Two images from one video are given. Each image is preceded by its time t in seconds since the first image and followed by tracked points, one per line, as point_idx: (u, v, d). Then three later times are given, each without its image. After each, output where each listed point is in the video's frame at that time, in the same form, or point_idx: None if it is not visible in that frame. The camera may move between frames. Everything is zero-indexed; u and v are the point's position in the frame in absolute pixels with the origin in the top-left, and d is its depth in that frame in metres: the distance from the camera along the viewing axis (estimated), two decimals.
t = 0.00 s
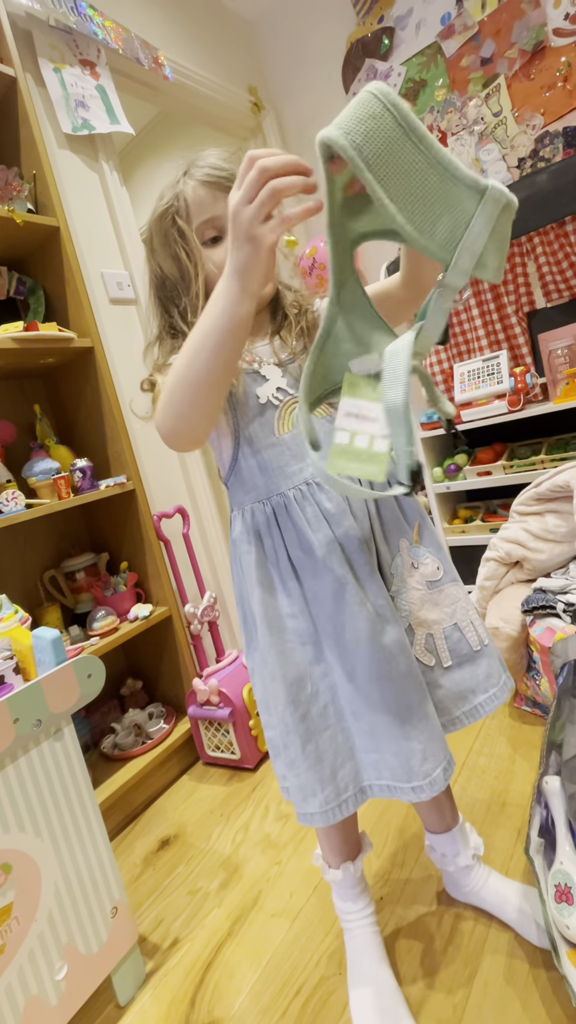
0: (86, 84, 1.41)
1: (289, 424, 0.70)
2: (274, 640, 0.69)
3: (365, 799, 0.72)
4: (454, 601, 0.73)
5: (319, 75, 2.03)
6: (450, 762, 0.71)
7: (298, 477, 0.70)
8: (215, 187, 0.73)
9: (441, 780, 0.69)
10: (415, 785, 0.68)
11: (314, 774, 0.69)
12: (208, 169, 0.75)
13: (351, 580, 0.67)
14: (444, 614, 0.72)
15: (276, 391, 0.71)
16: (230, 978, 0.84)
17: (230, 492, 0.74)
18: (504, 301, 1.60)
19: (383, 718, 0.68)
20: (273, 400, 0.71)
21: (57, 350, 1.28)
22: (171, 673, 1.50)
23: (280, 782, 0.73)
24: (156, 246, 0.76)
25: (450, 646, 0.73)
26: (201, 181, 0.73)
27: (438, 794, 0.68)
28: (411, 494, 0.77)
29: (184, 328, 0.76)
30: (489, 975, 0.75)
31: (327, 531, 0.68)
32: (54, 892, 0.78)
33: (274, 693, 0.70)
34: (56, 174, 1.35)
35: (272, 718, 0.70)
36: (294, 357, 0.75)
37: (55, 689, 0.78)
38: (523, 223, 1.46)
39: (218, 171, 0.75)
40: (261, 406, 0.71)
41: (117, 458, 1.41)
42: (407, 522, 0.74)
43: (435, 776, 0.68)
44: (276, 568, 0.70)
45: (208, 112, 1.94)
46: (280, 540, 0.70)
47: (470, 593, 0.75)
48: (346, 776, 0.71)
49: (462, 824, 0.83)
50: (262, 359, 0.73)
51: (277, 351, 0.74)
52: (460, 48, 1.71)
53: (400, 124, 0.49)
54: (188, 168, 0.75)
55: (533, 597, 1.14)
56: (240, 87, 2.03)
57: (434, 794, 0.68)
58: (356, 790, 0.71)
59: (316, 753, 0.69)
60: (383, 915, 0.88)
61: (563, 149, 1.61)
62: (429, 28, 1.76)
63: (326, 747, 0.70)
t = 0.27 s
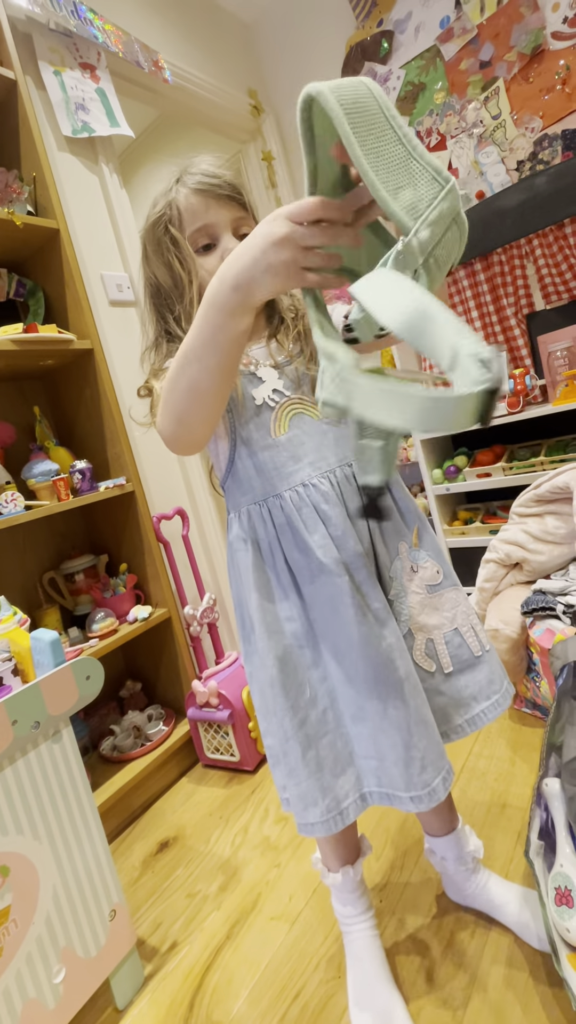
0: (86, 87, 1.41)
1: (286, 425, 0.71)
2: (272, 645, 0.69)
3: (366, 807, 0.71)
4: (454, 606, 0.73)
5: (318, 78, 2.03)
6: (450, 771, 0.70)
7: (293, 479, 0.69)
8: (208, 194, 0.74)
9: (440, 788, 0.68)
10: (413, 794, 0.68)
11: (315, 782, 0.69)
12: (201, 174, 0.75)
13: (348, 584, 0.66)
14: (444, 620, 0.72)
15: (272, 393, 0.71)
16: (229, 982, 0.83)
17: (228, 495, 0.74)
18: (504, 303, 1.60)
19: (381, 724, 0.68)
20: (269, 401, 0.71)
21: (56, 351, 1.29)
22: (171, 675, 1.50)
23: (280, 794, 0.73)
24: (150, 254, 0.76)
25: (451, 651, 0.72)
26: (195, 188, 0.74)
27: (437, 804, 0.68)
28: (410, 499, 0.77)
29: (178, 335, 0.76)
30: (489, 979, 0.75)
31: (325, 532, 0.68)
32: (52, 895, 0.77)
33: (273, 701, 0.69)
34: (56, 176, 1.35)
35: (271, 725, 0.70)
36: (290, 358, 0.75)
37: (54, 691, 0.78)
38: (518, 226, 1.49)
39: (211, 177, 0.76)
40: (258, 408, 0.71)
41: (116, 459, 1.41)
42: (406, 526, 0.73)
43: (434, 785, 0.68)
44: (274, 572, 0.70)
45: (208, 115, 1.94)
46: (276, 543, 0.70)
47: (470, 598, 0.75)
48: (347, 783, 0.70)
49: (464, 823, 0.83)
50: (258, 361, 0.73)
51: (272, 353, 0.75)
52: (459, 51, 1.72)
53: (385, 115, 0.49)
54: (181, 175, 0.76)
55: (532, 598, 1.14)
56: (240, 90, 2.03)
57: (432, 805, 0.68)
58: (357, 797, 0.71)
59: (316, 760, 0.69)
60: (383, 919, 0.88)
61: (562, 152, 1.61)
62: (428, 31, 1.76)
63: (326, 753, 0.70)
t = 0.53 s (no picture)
0: (87, 89, 1.42)
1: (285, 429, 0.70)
2: (269, 648, 0.69)
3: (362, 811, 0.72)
4: (452, 618, 0.73)
5: (319, 81, 2.04)
6: (440, 786, 0.69)
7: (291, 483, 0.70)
8: (208, 196, 0.73)
9: (431, 804, 0.67)
10: (405, 808, 0.67)
11: (311, 785, 0.69)
12: (201, 176, 0.75)
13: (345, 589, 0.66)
14: (441, 632, 0.72)
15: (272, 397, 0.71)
16: (230, 985, 0.83)
17: (226, 496, 0.73)
18: (504, 305, 1.61)
19: (375, 734, 0.67)
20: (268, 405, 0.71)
21: (57, 353, 1.29)
22: (171, 678, 1.49)
23: (275, 797, 0.73)
24: (151, 256, 0.77)
25: (446, 665, 0.72)
26: (195, 191, 0.73)
27: (429, 817, 0.67)
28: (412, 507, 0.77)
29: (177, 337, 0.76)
30: (492, 982, 0.75)
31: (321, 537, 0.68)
32: (53, 898, 0.77)
33: (269, 704, 0.69)
34: (57, 177, 1.36)
35: (268, 728, 0.70)
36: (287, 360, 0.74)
37: (55, 693, 0.78)
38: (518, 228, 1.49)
39: (211, 178, 0.76)
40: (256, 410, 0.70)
41: (117, 460, 1.41)
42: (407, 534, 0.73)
43: (426, 799, 0.67)
44: (271, 575, 0.70)
45: (209, 117, 1.95)
46: (273, 547, 0.70)
47: (469, 611, 0.75)
48: (343, 788, 0.71)
49: (465, 829, 0.82)
50: (258, 365, 0.74)
51: (272, 356, 0.75)
52: (459, 53, 1.72)
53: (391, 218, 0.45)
54: (182, 177, 0.75)
55: (534, 600, 1.14)
56: (240, 93, 2.04)
57: (423, 818, 0.66)
58: (352, 802, 0.71)
59: (312, 763, 0.69)
60: (385, 922, 0.87)
61: (562, 154, 1.61)
62: (428, 34, 1.77)
63: (323, 758, 0.70)
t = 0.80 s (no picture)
0: (89, 92, 1.42)
1: (287, 432, 0.70)
2: (266, 648, 0.69)
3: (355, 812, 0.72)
4: (450, 623, 0.73)
5: (319, 83, 2.05)
6: (436, 792, 0.69)
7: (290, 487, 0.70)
8: (210, 195, 0.75)
9: (422, 810, 0.67)
10: (395, 812, 0.67)
11: (305, 786, 0.69)
12: (203, 174, 0.76)
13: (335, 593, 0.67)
14: (439, 636, 0.72)
15: (274, 399, 0.72)
16: (231, 987, 0.83)
17: (226, 498, 0.74)
18: (505, 306, 1.61)
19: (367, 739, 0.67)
20: (270, 407, 0.71)
21: (59, 355, 1.29)
22: (172, 679, 1.50)
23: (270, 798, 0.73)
24: (154, 257, 0.77)
25: (444, 670, 0.72)
26: (197, 190, 0.74)
27: (419, 825, 0.66)
28: (410, 512, 0.77)
29: (181, 336, 0.75)
30: (493, 984, 0.74)
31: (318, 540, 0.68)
32: (54, 899, 0.77)
33: (264, 703, 0.69)
34: (58, 179, 1.36)
35: (263, 728, 0.70)
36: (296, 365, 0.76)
37: (56, 694, 0.78)
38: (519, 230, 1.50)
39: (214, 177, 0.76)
40: (258, 413, 0.71)
41: (118, 462, 1.41)
42: (405, 538, 0.73)
43: (417, 806, 0.66)
44: (269, 576, 0.70)
45: (210, 120, 1.95)
46: (272, 551, 0.70)
47: (466, 616, 0.75)
48: (337, 789, 0.71)
49: (466, 830, 0.82)
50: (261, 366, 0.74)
51: (277, 359, 0.75)
52: (459, 56, 1.73)
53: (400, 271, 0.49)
54: (184, 176, 0.76)
55: (534, 602, 1.14)
56: (241, 95, 2.04)
57: (413, 825, 0.66)
58: (345, 803, 0.71)
59: (306, 764, 0.69)
60: (386, 923, 0.87)
61: (562, 156, 1.61)
62: (429, 36, 1.77)
63: (316, 759, 0.70)
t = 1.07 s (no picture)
0: (91, 94, 1.43)
1: (291, 433, 0.71)
2: (266, 645, 0.69)
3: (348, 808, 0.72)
4: (448, 625, 0.73)
5: (320, 85, 2.05)
6: (427, 793, 0.69)
7: (294, 485, 0.70)
8: (203, 202, 0.74)
9: (411, 816, 0.66)
10: (385, 812, 0.67)
11: (300, 782, 0.69)
12: (195, 180, 0.75)
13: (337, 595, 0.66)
14: (439, 638, 0.72)
15: (281, 399, 0.72)
16: (232, 988, 0.83)
17: (230, 494, 0.74)
18: (505, 308, 1.61)
19: (361, 737, 0.67)
20: (277, 408, 0.71)
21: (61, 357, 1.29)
22: (173, 680, 1.50)
23: (265, 790, 0.73)
24: (155, 271, 0.79)
25: (442, 672, 0.72)
26: (190, 198, 0.74)
27: (409, 825, 0.66)
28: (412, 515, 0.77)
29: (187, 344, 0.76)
30: (494, 986, 0.74)
31: (319, 540, 0.68)
32: (56, 899, 0.77)
33: (262, 698, 0.69)
34: (60, 181, 1.36)
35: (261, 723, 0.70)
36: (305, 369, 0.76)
37: (58, 695, 0.78)
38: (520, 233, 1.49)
39: (205, 181, 0.76)
40: (264, 413, 0.71)
41: (120, 464, 1.42)
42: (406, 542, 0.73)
43: (408, 807, 0.66)
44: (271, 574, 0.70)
45: (212, 121, 1.96)
46: (275, 549, 0.70)
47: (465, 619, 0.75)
48: (331, 785, 0.71)
49: (466, 831, 0.83)
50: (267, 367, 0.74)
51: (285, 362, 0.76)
52: (460, 58, 1.73)
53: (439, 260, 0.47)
54: (177, 184, 0.76)
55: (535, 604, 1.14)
56: (242, 97, 2.05)
57: (404, 825, 0.66)
58: (339, 798, 0.71)
59: (302, 760, 0.69)
60: (387, 924, 0.87)
61: (563, 159, 1.61)
62: (429, 39, 1.77)
63: (312, 756, 0.70)
